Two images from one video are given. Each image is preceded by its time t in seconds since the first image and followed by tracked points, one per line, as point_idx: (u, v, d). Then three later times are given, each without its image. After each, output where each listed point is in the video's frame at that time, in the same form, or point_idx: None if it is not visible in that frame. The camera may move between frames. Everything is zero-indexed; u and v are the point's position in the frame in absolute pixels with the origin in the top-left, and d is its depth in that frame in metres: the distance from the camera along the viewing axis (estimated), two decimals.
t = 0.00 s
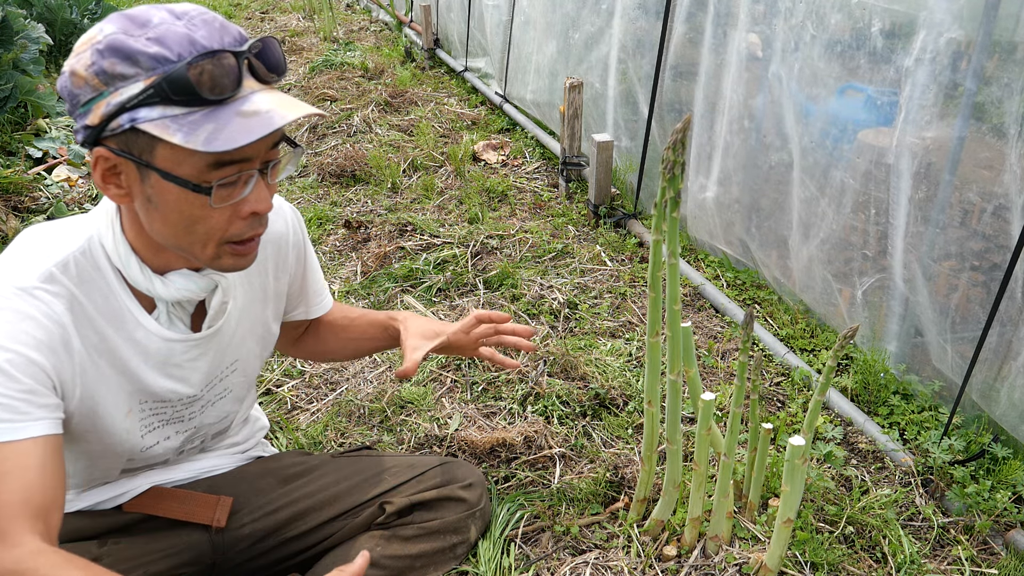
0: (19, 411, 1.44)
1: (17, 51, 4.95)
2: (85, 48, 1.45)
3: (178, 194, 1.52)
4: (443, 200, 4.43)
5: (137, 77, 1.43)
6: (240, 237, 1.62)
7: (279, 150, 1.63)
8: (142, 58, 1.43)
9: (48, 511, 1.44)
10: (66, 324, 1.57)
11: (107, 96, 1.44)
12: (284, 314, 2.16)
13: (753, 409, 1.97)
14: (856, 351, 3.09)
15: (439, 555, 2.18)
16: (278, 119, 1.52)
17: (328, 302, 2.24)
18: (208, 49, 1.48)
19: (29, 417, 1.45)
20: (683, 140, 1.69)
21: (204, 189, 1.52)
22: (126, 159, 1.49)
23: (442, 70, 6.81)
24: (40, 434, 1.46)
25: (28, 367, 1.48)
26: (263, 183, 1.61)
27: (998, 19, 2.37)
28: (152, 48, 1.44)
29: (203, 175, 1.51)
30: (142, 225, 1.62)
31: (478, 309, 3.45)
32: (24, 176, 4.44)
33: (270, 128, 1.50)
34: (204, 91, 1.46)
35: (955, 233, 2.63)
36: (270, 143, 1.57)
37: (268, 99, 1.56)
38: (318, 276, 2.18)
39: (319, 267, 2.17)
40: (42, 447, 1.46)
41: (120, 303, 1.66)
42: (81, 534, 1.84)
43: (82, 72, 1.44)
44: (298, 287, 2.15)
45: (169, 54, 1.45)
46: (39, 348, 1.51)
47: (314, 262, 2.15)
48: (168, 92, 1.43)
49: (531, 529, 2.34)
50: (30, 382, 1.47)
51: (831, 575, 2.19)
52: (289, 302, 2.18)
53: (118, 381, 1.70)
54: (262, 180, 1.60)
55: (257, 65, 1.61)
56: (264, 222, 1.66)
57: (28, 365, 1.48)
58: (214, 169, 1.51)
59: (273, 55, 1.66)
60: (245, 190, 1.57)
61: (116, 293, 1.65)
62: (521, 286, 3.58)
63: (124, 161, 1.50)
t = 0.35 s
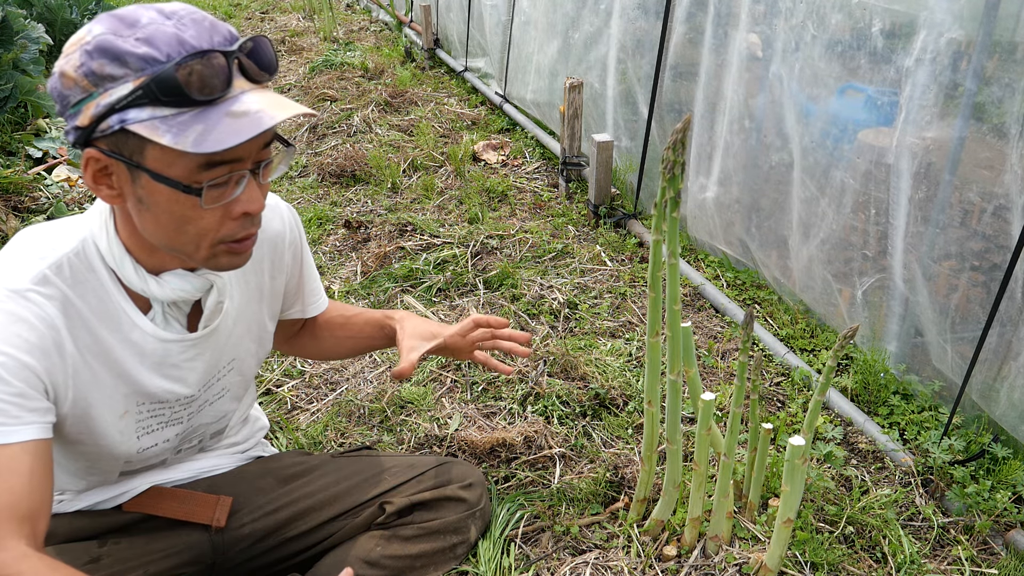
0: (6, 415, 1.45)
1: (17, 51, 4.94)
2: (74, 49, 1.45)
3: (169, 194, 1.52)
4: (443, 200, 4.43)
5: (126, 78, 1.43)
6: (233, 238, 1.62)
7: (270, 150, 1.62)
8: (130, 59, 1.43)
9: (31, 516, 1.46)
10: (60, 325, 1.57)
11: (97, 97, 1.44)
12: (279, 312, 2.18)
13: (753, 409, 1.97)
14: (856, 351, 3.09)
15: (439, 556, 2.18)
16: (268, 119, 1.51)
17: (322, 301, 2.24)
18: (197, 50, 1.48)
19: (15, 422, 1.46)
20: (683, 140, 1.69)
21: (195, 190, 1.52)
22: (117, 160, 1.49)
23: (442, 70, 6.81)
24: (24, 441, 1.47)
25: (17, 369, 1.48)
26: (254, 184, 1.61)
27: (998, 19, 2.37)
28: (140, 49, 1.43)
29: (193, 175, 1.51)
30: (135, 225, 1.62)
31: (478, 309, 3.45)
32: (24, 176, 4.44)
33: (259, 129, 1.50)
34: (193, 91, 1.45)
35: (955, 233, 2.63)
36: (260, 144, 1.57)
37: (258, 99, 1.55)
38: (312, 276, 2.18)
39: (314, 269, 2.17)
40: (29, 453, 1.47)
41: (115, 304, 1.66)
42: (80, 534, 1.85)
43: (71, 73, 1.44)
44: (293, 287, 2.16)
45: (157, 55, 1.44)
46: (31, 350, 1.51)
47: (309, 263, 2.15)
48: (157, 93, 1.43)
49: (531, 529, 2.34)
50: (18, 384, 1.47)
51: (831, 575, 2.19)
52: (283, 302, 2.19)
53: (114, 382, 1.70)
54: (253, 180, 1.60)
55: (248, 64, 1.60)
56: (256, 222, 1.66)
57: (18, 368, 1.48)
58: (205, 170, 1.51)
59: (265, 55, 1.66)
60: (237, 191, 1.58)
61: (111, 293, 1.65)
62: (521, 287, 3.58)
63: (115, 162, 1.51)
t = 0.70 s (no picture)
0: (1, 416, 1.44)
1: (17, 51, 4.94)
2: (79, 53, 1.44)
3: (175, 199, 1.52)
4: (443, 201, 4.43)
5: (133, 83, 1.43)
6: (239, 241, 1.64)
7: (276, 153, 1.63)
8: (137, 64, 1.43)
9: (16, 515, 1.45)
10: (61, 325, 1.57)
11: (103, 102, 1.44)
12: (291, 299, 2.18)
13: (753, 409, 1.97)
14: (856, 351, 3.09)
15: (440, 556, 2.18)
16: (277, 125, 1.53)
17: (334, 287, 2.25)
18: (205, 55, 1.48)
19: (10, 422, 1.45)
20: (683, 140, 1.69)
21: (203, 195, 1.53)
22: (123, 165, 1.49)
23: (442, 70, 6.81)
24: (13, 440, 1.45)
25: (18, 369, 1.48)
26: (260, 187, 1.62)
27: (998, 18, 2.37)
28: (148, 54, 1.43)
29: (200, 181, 1.52)
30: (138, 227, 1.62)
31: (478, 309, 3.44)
32: (24, 176, 4.44)
33: (268, 136, 1.52)
34: (202, 97, 1.45)
35: (955, 233, 2.63)
36: (268, 148, 1.58)
37: (266, 104, 1.56)
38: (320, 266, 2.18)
39: (320, 256, 2.16)
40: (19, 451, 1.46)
41: (116, 304, 1.66)
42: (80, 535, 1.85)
43: (76, 77, 1.44)
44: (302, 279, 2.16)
45: (165, 60, 1.44)
46: (34, 352, 1.51)
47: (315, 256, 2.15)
48: (165, 98, 1.43)
49: (531, 529, 2.34)
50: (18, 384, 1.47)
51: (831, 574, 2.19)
52: (296, 289, 2.19)
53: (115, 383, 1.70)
54: (259, 184, 1.61)
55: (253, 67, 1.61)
56: (261, 225, 1.67)
57: (19, 368, 1.48)
58: (212, 175, 1.52)
59: (268, 57, 1.66)
60: (243, 195, 1.59)
61: (112, 294, 1.65)
62: (521, 287, 3.58)
63: (121, 167, 1.50)
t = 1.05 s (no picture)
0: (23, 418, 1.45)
1: (17, 51, 4.92)
2: (98, 54, 1.45)
3: (193, 200, 1.52)
4: (443, 201, 4.43)
5: (154, 86, 1.44)
6: (250, 242, 1.64)
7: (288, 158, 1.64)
8: (159, 66, 1.43)
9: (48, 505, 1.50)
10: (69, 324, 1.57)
11: (123, 103, 1.44)
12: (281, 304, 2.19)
13: (753, 409, 1.97)
14: (856, 350, 3.09)
15: (439, 555, 2.17)
16: (297, 128, 1.54)
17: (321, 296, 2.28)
18: (224, 58, 1.49)
19: (35, 424, 1.46)
20: (682, 140, 1.69)
21: (221, 197, 1.53)
22: (139, 166, 1.49)
23: (442, 70, 6.81)
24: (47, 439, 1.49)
25: (31, 371, 1.47)
26: (272, 189, 1.63)
27: (996, 18, 2.37)
28: (169, 56, 1.44)
29: (218, 182, 1.52)
30: (148, 227, 1.62)
31: (478, 309, 3.44)
32: (24, 176, 4.43)
33: (290, 138, 1.53)
34: (223, 99, 1.46)
35: (955, 232, 2.63)
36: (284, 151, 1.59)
37: (283, 108, 1.58)
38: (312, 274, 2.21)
39: (314, 265, 2.19)
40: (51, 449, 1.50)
41: (121, 304, 1.66)
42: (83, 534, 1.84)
43: (95, 78, 1.44)
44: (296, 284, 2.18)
45: (186, 63, 1.45)
46: (44, 352, 1.51)
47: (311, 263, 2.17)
48: (187, 101, 1.43)
49: (531, 529, 2.34)
50: (32, 387, 1.47)
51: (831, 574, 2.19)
52: (287, 294, 2.21)
53: (117, 382, 1.70)
54: (271, 186, 1.62)
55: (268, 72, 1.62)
56: (271, 227, 1.67)
57: (29, 370, 1.48)
58: (229, 177, 1.52)
59: (281, 62, 1.67)
60: (257, 197, 1.59)
61: (118, 294, 1.65)
62: (521, 286, 3.58)
63: (136, 168, 1.50)
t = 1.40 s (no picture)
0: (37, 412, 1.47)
1: (17, 51, 4.92)
2: (118, 53, 1.45)
3: (206, 200, 1.53)
4: (443, 201, 4.43)
5: (174, 86, 1.44)
6: (259, 243, 1.65)
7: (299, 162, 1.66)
8: (179, 67, 1.44)
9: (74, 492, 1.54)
10: (75, 321, 1.57)
11: (141, 102, 1.45)
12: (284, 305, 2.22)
13: (753, 409, 1.97)
14: (856, 351, 3.09)
15: (439, 555, 2.18)
16: (313, 132, 1.56)
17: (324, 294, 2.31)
18: (243, 61, 1.50)
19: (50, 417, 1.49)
20: (682, 140, 1.69)
21: (235, 198, 1.54)
22: (154, 164, 1.49)
23: (442, 70, 6.81)
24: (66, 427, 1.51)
25: (39, 367, 1.48)
26: (283, 192, 1.64)
27: (997, 18, 2.36)
28: (189, 58, 1.45)
29: (233, 183, 1.53)
30: (157, 226, 1.62)
31: (479, 309, 3.45)
32: (24, 176, 4.43)
33: (306, 141, 1.55)
34: (242, 102, 1.48)
35: (955, 232, 2.63)
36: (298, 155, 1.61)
37: (298, 112, 1.60)
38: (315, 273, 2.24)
39: (315, 263, 2.22)
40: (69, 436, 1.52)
41: (126, 302, 1.66)
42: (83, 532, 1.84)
43: (115, 77, 1.44)
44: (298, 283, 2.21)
45: (206, 64, 1.46)
46: (51, 349, 1.52)
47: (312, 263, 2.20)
48: (207, 102, 1.44)
49: (531, 529, 2.34)
50: (42, 381, 1.48)
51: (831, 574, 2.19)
52: (289, 293, 2.24)
53: (120, 379, 1.71)
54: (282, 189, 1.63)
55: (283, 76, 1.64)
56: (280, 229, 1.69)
57: (37, 366, 1.48)
58: (244, 178, 1.53)
59: (296, 67, 1.68)
60: (268, 198, 1.60)
61: (123, 293, 1.65)
62: (521, 287, 3.58)
63: (150, 167, 1.50)
